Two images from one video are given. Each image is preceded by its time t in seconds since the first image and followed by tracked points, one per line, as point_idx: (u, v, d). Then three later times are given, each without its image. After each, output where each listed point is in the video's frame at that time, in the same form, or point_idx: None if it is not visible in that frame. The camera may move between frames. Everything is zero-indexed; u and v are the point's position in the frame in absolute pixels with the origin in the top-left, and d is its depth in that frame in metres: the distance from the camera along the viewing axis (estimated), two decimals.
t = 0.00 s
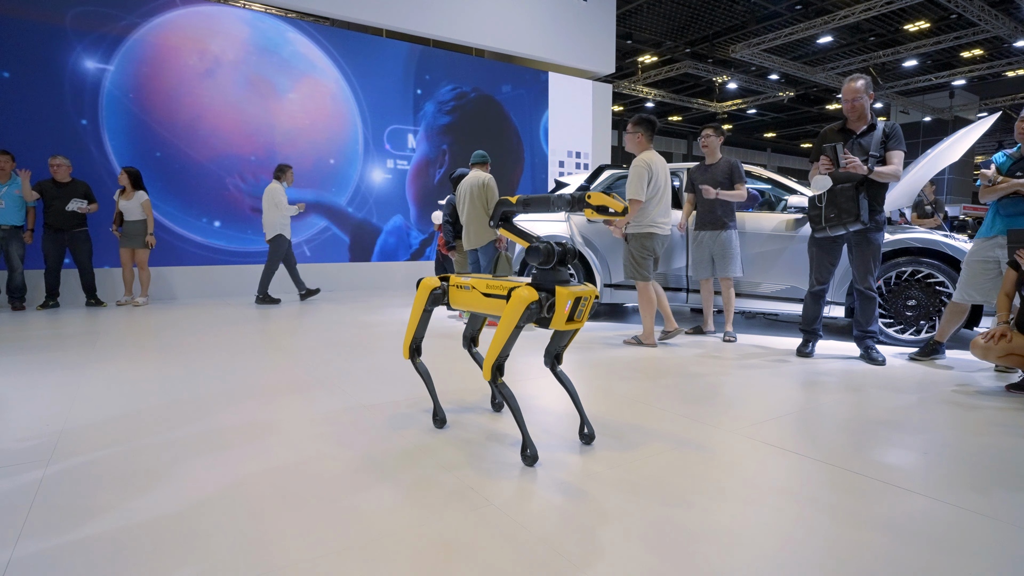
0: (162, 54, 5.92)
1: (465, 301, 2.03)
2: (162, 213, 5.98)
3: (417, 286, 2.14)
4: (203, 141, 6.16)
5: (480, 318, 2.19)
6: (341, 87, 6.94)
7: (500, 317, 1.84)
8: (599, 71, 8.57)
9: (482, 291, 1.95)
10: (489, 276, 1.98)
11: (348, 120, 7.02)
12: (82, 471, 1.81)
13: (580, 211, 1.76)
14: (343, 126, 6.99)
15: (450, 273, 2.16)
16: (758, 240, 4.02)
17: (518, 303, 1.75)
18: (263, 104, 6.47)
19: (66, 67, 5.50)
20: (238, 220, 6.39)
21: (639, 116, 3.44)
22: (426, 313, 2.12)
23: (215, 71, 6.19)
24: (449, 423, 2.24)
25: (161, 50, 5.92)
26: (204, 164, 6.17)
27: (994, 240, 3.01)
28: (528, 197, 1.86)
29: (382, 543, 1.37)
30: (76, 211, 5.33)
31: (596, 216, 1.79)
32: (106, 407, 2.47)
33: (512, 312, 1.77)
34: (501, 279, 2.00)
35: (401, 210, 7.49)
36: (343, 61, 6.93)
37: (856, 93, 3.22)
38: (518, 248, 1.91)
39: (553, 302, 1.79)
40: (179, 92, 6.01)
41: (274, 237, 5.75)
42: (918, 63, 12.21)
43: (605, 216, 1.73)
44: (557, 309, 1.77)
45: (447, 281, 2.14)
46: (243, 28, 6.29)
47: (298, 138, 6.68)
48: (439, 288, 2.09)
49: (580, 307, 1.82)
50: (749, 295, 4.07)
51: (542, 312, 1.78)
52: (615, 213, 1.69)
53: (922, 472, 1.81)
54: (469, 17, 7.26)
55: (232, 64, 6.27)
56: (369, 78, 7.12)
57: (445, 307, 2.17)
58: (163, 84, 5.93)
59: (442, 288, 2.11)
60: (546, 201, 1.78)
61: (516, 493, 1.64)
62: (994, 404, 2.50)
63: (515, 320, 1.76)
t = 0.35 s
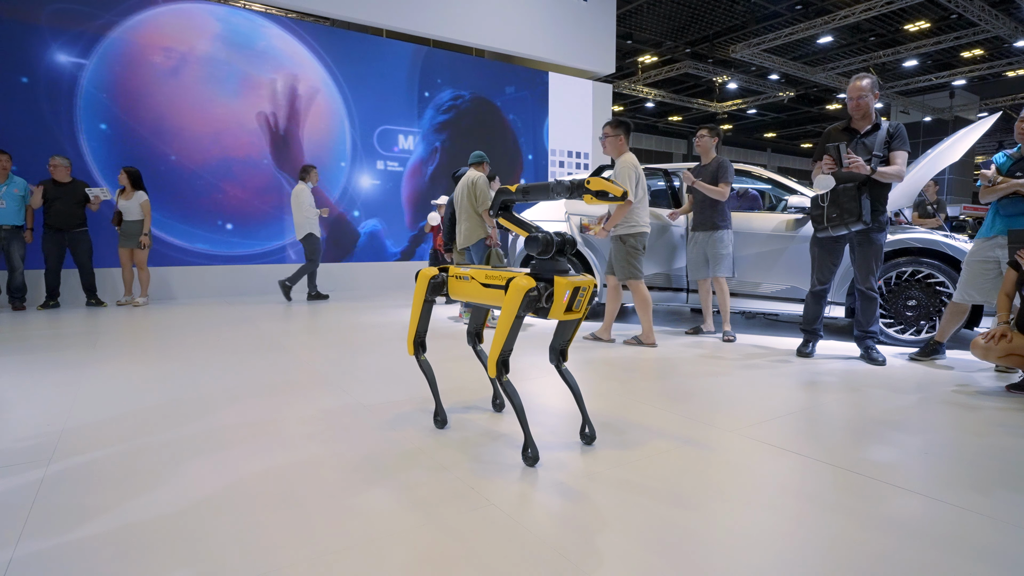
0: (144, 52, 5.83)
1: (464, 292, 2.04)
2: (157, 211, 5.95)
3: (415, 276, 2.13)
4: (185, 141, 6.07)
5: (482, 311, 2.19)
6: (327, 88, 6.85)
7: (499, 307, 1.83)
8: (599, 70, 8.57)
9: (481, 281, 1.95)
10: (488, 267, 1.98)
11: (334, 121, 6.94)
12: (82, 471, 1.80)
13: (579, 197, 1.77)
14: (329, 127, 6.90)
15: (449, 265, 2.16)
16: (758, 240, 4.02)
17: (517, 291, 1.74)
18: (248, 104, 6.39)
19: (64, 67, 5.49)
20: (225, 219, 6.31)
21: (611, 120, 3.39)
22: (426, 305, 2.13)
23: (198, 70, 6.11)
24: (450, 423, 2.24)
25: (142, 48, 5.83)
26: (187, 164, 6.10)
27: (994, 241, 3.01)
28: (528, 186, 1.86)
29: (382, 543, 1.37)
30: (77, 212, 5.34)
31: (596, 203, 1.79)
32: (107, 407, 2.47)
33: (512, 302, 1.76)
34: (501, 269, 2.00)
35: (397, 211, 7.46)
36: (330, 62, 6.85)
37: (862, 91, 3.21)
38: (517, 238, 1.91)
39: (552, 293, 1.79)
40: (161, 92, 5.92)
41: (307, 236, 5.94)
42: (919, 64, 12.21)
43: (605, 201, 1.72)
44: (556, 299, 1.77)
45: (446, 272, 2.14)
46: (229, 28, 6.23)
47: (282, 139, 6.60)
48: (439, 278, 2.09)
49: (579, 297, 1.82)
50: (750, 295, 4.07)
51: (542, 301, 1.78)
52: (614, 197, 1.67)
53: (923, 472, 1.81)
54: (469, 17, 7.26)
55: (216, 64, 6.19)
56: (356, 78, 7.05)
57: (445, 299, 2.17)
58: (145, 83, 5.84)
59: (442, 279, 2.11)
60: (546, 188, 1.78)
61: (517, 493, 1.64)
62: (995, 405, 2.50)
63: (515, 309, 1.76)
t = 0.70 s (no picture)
0: (114, 48, 5.68)
1: (464, 314, 2.03)
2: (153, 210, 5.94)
3: (416, 297, 2.14)
4: (159, 138, 5.93)
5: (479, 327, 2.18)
6: (306, 84, 6.69)
7: (498, 331, 1.85)
8: (599, 70, 8.57)
9: (482, 304, 1.95)
10: (490, 289, 1.98)
11: (315, 118, 6.79)
12: (80, 471, 1.80)
13: (580, 228, 1.76)
14: (308, 123, 6.75)
15: (450, 285, 2.15)
16: (758, 239, 4.02)
17: (518, 318, 1.76)
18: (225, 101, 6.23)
19: (36, 64, 5.39)
20: (212, 216, 6.23)
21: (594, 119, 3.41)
22: (425, 323, 2.13)
23: (172, 66, 5.95)
24: (450, 423, 2.24)
25: (113, 44, 5.68)
26: (163, 163, 5.97)
27: (994, 240, 3.01)
28: (529, 212, 1.86)
29: (381, 543, 1.37)
30: (76, 213, 5.33)
31: (598, 234, 1.78)
32: (105, 408, 2.46)
33: (512, 326, 1.78)
34: (502, 291, 1.99)
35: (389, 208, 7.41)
36: (309, 58, 6.70)
37: (863, 91, 3.20)
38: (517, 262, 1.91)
39: (552, 318, 1.78)
40: (132, 88, 5.78)
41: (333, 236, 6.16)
42: (919, 64, 12.21)
43: (604, 234, 1.72)
44: (557, 326, 1.76)
45: (447, 293, 2.13)
46: (202, 22, 6.06)
47: (260, 136, 6.46)
48: (439, 301, 2.09)
49: (579, 323, 1.80)
50: (750, 295, 4.06)
51: (542, 327, 1.78)
52: (615, 231, 1.68)
53: (924, 472, 1.81)
54: (467, 17, 7.24)
55: (193, 60, 6.05)
56: (337, 75, 6.90)
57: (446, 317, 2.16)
58: (116, 80, 5.71)
59: (442, 300, 2.10)
60: (547, 216, 1.78)
61: (516, 493, 1.63)
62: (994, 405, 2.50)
63: (514, 334, 1.77)
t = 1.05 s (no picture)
0: (106, 51, 5.66)
1: (465, 310, 2.03)
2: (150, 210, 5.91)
3: (416, 294, 2.13)
4: (155, 139, 5.92)
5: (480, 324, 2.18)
6: (292, 85, 6.64)
7: (498, 326, 1.84)
8: (598, 70, 8.56)
9: (482, 300, 1.94)
10: (490, 286, 1.97)
11: (302, 119, 6.73)
12: (80, 471, 1.80)
13: (580, 223, 1.78)
14: (295, 124, 6.69)
15: (450, 282, 2.15)
16: (758, 240, 4.02)
17: (518, 313, 1.75)
18: (210, 102, 6.18)
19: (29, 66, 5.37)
20: (208, 217, 6.21)
21: (574, 118, 3.33)
22: (425, 320, 2.12)
23: (156, 66, 5.89)
24: (449, 423, 2.24)
25: (100, 45, 5.64)
26: (159, 164, 5.95)
27: (994, 240, 3.00)
28: (530, 207, 1.87)
29: (380, 542, 1.37)
30: (75, 213, 5.33)
31: (598, 229, 1.80)
32: (105, 408, 2.46)
33: (513, 322, 1.77)
34: (502, 287, 1.99)
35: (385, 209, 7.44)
36: (296, 58, 6.64)
37: (861, 91, 3.20)
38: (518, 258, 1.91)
39: (553, 313, 1.78)
40: (123, 89, 5.75)
41: (358, 238, 6.26)
42: (919, 64, 12.21)
43: (605, 229, 1.73)
44: (558, 321, 1.76)
45: (447, 289, 2.13)
46: (187, 22, 6.00)
47: (247, 137, 6.39)
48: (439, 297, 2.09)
49: (581, 317, 1.81)
50: (749, 295, 4.06)
51: (542, 322, 1.78)
52: (616, 226, 1.68)
53: (924, 472, 1.81)
54: (466, 17, 7.24)
55: (186, 61, 6.03)
56: (325, 75, 6.84)
57: (445, 314, 2.16)
58: (100, 80, 5.65)
59: (442, 296, 2.11)
60: (548, 212, 1.79)
61: (515, 493, 1.63)
62: (993, 405, 2.51)
63: (515, 330, 1.77)
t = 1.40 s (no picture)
0: (105, 51, 5.66)
1: (464, 290, 2.03)
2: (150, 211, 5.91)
3: (415, 274, 2.12)
4: (154, 140, 5.92)
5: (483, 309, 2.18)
6: (283, 84, 6.58)
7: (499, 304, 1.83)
8: (598, 70, 8.56)
9: (481, 279, 1.95)
10: (489, 264, 1.97)
11: (294, 119, 6.68)
12: (80, 470, 1.80)
13: (578, 193, 1.77)
14: (287, 123, 6.64)
15: (449, 262, 2.15)
16: (758, 240, 4.02)
17: (517, 288, 1.74)
18: (200, 101, 6.12)
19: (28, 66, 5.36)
20: (204, 217, 6.19)
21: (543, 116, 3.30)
22: (426, 303, 2.11)
23: (145, 64, 5.85)
24: (450, 423, 2.24)
25: (99, 45, 5.63)
26: (159, 165, 5.95)
27: (995, 240, 3.00)
28: (527, 182, 1.88)
29: (380, 543, 1.36)
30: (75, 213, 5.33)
31: (596, 198, 1.79)
32: (105, 407, 2.46)
33: (513, 298, 1.75)
34: (500, 266, 2.00)
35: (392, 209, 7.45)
36: (288, 56, 6.59)
37: (858, 93, 3.21)
38: (516, 235, 1.90)
39: (552, 290, 1.79)
40: (121, 90, 5.75)
41: (378, 240, 6.33)
42: (919, 64, 12.21)
43: (604, 196, 1.71)
44: (557, 297, 1.77)
45: (446, 270, 2.13)
46: (180, 20, 5.96)
47: (238, 137, 6.35)
48: (438, 276, 2.08)
49: (579, 294, 1.82)
50: (750, 295, 4.06)
51: (542, 298, 1.77)
52: (614, 192, 1.67)
53: (924, 472, 1.81)
54: (466, 16, 7.25)
55: (185, 61, 6.03)
56: (318, 74, 6.80)
57: (445, 297, 2.16)
58: (88, 76, 5.60)
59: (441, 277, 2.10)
60: (546, 185, 1.79)
61: (516, 493, 1.63)
62: (993, 405, 2.51)
63: (515, 307, 1.75)
